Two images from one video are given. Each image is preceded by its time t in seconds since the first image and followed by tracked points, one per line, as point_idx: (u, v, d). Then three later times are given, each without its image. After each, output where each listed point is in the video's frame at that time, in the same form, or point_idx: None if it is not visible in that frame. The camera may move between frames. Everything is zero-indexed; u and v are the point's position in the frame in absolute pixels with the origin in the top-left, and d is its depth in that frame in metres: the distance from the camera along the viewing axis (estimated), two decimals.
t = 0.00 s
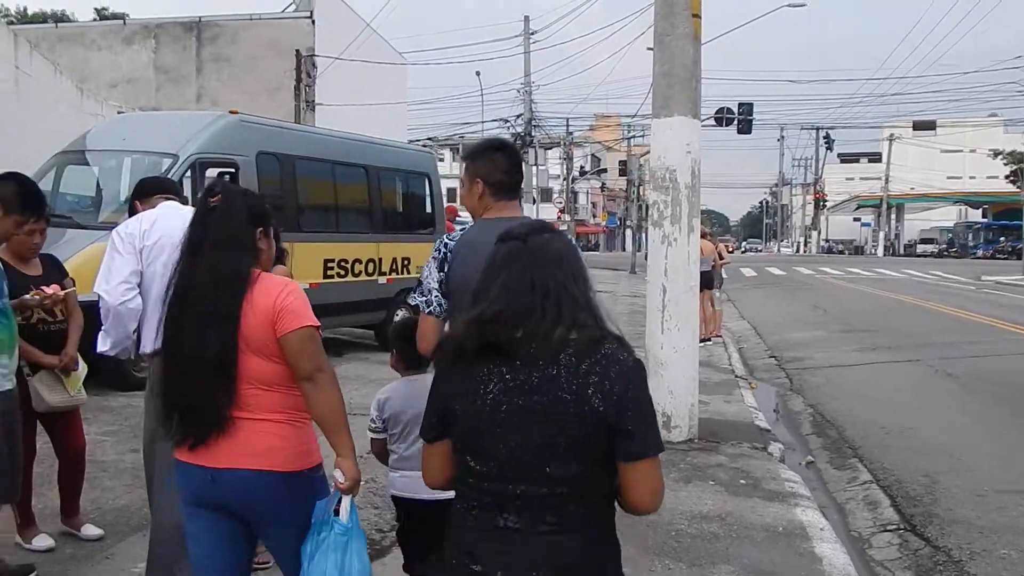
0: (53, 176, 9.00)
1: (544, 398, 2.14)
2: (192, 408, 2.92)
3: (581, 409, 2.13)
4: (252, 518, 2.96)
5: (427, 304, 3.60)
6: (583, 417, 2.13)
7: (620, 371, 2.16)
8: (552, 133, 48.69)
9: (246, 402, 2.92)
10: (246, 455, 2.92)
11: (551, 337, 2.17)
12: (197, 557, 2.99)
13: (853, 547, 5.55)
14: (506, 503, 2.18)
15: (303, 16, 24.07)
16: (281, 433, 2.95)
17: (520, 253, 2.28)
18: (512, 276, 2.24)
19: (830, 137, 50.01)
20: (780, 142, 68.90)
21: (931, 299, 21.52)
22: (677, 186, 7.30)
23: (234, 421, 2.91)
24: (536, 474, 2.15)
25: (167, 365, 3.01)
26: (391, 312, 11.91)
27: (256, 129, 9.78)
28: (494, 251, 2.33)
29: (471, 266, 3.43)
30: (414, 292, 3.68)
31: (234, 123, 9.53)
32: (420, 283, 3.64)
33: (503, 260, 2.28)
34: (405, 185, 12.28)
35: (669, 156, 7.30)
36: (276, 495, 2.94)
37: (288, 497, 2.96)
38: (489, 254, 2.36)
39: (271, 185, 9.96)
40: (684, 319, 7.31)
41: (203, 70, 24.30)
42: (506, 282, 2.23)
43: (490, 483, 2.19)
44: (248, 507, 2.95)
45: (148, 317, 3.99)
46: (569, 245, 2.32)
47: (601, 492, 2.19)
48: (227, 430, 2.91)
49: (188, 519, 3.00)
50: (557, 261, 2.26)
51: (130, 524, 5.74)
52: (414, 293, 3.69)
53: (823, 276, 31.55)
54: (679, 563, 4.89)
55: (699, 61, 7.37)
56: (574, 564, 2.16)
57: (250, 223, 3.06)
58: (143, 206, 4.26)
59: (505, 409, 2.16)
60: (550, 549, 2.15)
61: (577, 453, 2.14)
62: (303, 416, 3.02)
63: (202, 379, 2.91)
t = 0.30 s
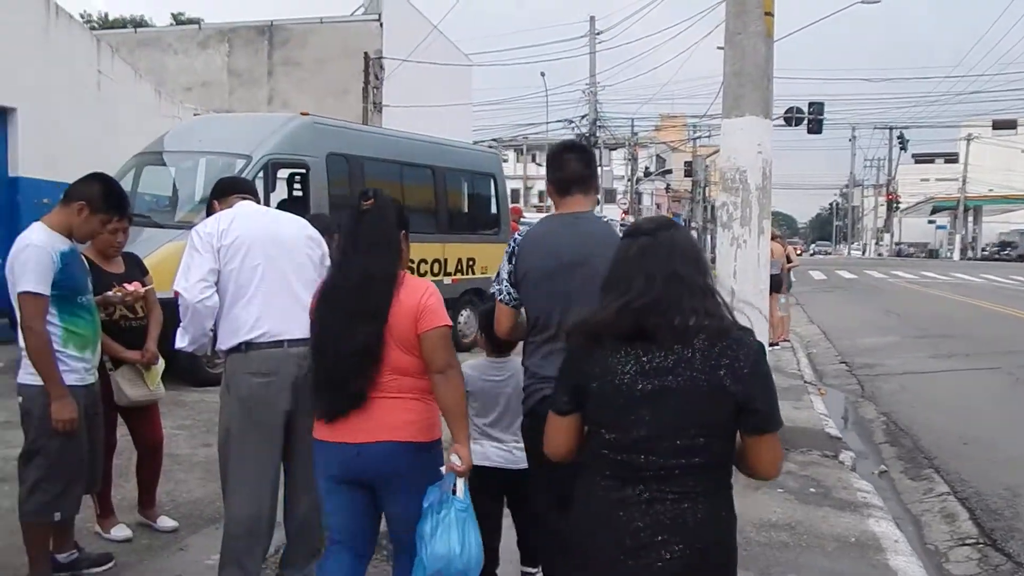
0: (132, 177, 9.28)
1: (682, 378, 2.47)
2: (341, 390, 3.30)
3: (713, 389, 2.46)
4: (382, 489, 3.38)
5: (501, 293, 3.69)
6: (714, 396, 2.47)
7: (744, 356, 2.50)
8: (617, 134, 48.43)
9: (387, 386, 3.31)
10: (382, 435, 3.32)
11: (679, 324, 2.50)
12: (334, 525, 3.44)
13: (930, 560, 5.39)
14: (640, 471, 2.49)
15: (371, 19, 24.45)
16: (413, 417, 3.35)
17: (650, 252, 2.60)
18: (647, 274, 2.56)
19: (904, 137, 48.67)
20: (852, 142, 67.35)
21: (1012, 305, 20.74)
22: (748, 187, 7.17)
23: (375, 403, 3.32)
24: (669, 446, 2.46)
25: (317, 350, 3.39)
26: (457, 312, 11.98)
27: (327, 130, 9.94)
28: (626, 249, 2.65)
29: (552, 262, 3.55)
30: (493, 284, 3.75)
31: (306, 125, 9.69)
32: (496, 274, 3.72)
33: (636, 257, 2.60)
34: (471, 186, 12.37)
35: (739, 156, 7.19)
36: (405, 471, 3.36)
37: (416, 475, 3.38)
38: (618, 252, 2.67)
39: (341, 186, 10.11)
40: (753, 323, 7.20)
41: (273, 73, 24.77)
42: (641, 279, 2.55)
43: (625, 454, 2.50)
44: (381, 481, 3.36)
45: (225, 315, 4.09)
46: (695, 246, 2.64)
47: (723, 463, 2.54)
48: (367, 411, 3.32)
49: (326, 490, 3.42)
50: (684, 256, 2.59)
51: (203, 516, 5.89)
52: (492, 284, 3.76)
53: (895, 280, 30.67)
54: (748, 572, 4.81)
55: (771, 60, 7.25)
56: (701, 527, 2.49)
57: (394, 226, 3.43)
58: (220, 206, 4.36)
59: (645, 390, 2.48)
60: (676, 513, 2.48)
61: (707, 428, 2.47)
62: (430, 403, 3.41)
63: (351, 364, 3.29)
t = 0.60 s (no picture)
0: (197, 185, 9.51)
1: (766, 380, 2.68)
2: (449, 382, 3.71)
3: (795, 389, 2.68)
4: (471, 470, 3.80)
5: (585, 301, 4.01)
6: (796, 394, 2.68)
7: (820, 357, 2.71)
8: (675, 140, 48.04)
9: (492, 381, 3.75)
10: (487, 421, 3.74)
11: (761, 333, 2.71)
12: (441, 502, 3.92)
13: None
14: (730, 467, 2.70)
15: (429, 28, 24.72)
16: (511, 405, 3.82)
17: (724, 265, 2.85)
18: (725, 287, 2.79)
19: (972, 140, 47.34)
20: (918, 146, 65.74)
21: None
22: (811, 193, 7.05)
23: (481, 397, 3.75)
24: (756, 443, 2.67)
25: (421, 353, 3.78)
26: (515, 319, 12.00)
27: (386, 138, 10.06)
28: (700, 264, 2.89)
29: (631, 276, 3.82)
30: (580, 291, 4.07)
31: (366, 133, 9.80)
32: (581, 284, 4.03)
33: (713, 271, 2.83)
34: (528, 193, 12.40)
35: (801, 161, 7.08)
36: (506, 455, 3.79)
37: (514, 457, 3.82)
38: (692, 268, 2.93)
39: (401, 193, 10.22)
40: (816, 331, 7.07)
41: (333, 82, 25.15)
42: (720, 291, 2.78)
43: (717, 452, 2.70)
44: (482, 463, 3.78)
45: (290, 321, 4.17)
46: (765, 257, 2.89)
47: (804, 458, 2.74)
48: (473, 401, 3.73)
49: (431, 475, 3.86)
50: (757, 269, 2.82)
51: (266, 519, 5.99)
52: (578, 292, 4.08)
53: (964, 287, 29.80)
54: None
55: (834, 63, 7.13)
56: (788, 519, 2.69)
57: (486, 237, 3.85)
58: (284, 213, 4.43)
59: (730, 393, 2.69)
60: (768, 506, 2.68)
61: (788, 425, 2.69)
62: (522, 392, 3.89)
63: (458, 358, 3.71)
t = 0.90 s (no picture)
0: (251, 190, 9.67)
1: (822, 365, 3.05)
2: (516, 378, 4.06)
3: (850, 371, 3.05)
4: (537, 463, 4.14)
5: (669, 299, 4.48)
6: (851, 376, 3.05)
7: (869, 341, 3.09)
8: (725, 146, 47.59)
9: (557, 373, 4.09)
10: (553, 414, 4.09)
11: (816, 321, 3.09)
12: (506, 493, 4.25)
13: None
14: (794, 444, 3.09)
15: (479, 34, 24.82)
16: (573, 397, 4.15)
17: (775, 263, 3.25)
18: (777, 281, 3.18)
19: None
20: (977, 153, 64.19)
21: None
22: (865, 201, 6.93)
23: (549, 389, 4.08)
24: (816, 422, 3.06)
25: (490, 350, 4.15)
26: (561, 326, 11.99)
27: (436, 144, 10.12)
28: (753, 262, 3.30)
29: (713, 279, 4.26)
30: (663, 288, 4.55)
31: (416, 139, 9.88)
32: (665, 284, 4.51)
33: (768, 267, 3.24)
34: (577, 199, 12.39)
35: (856, 168, 6.96)
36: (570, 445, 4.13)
37: (575, 443, 4.15)
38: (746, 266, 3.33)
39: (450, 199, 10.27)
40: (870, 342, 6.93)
41: (384, 89, 25.39)
42: (774, 285, 3.18)
43: (781, 431, 3.09)
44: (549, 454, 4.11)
45: (343, 325, 4.23)
46: (813, 254, 3.29)
47: (857, 433, 3.12)
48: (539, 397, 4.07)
49: (499, 464, 4.20)
50: (807, 265, 3.22)
51: (315, 520, 6.06)
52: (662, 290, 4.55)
53: None
54: None
55: (891, 68, 7.02)
56: (847, 487, 3.09)
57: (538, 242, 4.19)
58: (338, 216, 4.48)
59: (791, 377, 3.07)
60: (830, 477, 3.08)
61: (843, 404, 3.07)
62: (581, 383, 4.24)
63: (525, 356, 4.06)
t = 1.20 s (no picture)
0: (284, 193, 9.77)
1: (861, 365, 3.16)
2: (553, 369, 4.31)
3: (885, 374, 3.16)
4: (583, 450, 4.42)
5: (715, 301, 4.53)
6: (889, 377, 3.16)
7: (906, 347, 3.20)
8: (757, 149, 47.24)
9: (588, 369, 4.32)
10: (585, 406, 4.33)
11: (857, 326, 3.20)
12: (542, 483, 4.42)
13: None
14: (832, 438, 3.19)
15: (510, 38, 24.86)
16: (606, 391, 4.36)
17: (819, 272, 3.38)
18: (821, 289, 3.30)
19: None
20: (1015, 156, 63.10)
21: None
22: (900, 205, 6.86)
23: (580, 383, 4.32)
24: (852, 419, 3.16)
25: (529, 346, 4.43)
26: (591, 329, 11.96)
27: (467, 148, 10.16)
28: (798, 271, 3.42)
29: (762, 280, 4.31)
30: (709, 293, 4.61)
31: (447, 142, 9.92)
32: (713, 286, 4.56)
33: (813, 277, 3.36)
34: (607, 202, 12.37)
35: (891, 171, 6.90)
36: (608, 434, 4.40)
37: (609, 430, 4.40)
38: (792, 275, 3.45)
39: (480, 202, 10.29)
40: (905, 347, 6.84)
41: (415, 92, 25.52)
42: (819, 292, 3.30)
43: (820, 424, 3.20)
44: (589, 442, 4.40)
45: (375, 327, 4.25)
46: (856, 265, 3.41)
47: (891, 432, 3.22)
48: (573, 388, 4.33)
49: (538, 451, 4.41)
50: (849, 275, 3.33)
51: (345, 521, 6.11)
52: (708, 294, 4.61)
53: None
54: None
55: (928, 70, 6.93)
56: (882, 477, 3.19)
57: (583, 245, 4.40)
58: (374, 216, 4.51)
59: (831, 376, 3.18)
60: (864, 472, 3.17)
61: (879, 403, 3.17)
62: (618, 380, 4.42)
63: (561, 351, 4.30)
